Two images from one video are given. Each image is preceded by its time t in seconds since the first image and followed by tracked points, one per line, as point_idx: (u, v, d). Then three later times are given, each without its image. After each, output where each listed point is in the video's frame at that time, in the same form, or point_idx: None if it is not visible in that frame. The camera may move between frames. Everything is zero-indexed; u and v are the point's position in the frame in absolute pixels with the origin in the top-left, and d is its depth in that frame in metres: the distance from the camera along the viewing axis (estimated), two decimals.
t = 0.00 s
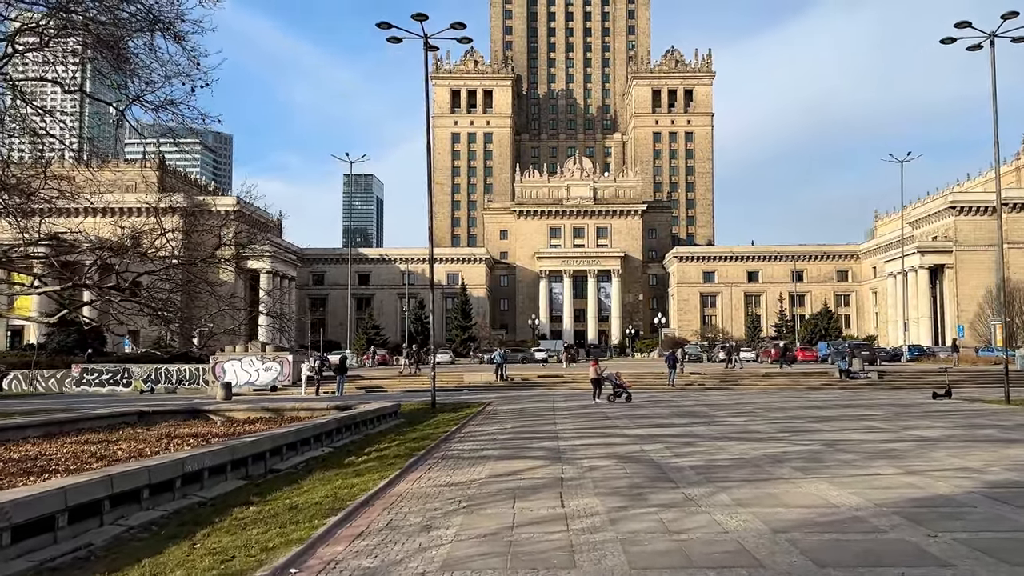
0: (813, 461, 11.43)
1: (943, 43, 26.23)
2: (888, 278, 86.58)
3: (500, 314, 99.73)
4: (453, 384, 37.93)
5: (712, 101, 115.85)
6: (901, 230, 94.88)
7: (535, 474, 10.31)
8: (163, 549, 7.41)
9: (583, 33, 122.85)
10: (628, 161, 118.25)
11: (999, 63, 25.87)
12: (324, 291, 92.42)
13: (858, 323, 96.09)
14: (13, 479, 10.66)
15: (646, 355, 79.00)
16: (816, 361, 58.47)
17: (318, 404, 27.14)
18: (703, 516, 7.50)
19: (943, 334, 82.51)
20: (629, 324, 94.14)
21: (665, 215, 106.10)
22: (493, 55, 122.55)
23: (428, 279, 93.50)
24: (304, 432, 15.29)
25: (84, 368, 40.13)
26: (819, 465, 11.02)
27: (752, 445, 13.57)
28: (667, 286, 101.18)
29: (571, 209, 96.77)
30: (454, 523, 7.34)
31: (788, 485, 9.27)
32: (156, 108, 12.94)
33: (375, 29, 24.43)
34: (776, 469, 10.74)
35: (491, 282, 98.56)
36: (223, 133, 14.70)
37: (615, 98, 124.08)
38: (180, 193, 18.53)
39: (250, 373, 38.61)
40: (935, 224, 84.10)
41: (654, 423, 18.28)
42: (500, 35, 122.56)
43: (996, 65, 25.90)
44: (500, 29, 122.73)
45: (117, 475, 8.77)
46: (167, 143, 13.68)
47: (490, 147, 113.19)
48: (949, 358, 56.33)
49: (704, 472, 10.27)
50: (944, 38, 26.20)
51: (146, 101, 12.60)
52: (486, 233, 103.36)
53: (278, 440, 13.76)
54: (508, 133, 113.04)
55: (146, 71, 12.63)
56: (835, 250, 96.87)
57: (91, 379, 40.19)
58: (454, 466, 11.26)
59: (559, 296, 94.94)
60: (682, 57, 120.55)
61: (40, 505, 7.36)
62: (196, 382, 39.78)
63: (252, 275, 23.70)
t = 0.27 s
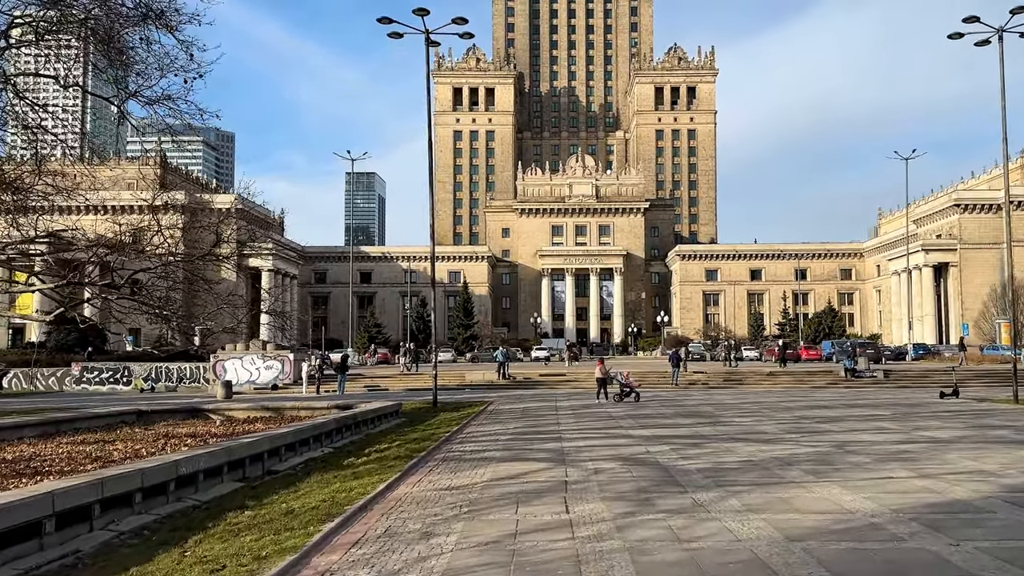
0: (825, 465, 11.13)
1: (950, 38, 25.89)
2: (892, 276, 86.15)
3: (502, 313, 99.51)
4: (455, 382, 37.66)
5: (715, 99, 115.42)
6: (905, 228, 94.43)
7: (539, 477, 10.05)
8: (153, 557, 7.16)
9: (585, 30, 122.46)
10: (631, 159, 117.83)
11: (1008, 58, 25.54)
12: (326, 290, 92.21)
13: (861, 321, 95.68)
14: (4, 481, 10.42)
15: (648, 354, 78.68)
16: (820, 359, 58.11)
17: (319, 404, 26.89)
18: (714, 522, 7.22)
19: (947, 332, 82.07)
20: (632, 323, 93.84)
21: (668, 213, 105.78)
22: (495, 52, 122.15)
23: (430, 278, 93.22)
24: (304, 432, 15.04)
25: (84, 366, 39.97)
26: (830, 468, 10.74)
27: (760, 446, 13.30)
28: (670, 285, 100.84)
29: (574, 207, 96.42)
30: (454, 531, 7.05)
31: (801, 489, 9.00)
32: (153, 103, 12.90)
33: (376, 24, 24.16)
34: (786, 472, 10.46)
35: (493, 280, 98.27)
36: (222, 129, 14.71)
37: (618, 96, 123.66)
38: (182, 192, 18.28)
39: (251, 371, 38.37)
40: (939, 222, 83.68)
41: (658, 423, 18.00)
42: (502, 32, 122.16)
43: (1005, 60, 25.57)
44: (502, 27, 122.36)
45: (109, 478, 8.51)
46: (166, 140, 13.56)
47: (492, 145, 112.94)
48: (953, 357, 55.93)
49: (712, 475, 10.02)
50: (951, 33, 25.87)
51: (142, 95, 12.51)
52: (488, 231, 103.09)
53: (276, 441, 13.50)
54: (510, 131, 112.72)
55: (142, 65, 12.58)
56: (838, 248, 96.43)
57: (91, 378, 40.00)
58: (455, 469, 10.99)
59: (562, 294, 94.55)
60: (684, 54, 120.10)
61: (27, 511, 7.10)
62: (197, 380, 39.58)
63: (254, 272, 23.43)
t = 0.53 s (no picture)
0: (835, 464, 10.84)
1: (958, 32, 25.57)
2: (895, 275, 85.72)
3: (504, 311, 99.23)
4: (456, 380, 37.38)
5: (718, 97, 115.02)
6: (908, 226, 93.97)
7: (541, 476, 9.78)
8: (139, 560, 6.91)
9: (587, 28, 122.10)
10: (633, 157, 117.40)
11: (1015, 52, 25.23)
12: (328, 288, 91.94)
13: (864, 320, 95.26)
14: None
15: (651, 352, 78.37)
16: (824, 358, 57.76)
17: (319, 402, 26.63)
18: (724, 524, 6.93)
19: (951, 331, 81.63)
20: (634, 321, 93.51)
21: (671, 211, 105.42)
22: (497, 50, 121.74)
23: (432, 276, 92.93)
24: (302, 430, 14.77)
25: (83, 364, 39.73)
26: (841, 467, 10.44)
27: (768, 444, 12.99)
28: (673, 283, 100.46)
29: (576, 205, 96.06)
30: (451, 533, 6.75)
31: (812, 489, 8.71)
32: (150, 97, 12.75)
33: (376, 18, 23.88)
34: (795, 471, 10.17)
35: (495, 279, 98.03)
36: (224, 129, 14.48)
37: (620, 94, 123.33)
38: (181, 189, 18.04)
39: (251, 369, 38.11)
40: (943, 220, 83.29)
41: (662, 421, 17.71)
42: (505, 30, 121.77)
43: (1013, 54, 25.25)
44: (505, 25, 121.92)
45: (96, 478, 8.25)
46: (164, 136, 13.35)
47: (494, 143, 112.65)
48: (958, 355, 55.56)
49: (720, 474, 9.73)
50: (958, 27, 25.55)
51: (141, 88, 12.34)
52: (490, 229, 102.83)
53: (273, 439, 13.24)
54: (512, 129, 112.41)
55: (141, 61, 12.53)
56: (841, 246, 96.00)
57: (91, 375, 39.77)
58: (455, 468, 10.70)
59: (564, 293, 94.11)
60: (687, 52, 119.67)
61: (11, 511, 6.84)
62: (197, 378, 39.36)
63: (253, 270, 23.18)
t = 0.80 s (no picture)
0: (846, 468, 10.55)
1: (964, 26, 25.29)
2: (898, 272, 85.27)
3: (505, 309, 98.96)
4: (458, 379, 37.11)
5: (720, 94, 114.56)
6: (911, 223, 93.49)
7: (544, 481, 9.51)
8: (124, 572, 6.67)
9: (589, 25, 121.62)
10: (635, 154, 116.97)
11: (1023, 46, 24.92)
12: (329, 286, 91.61)
13: (867, 317, 94.89)
14: None
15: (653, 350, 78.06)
16: (827, 356, 57.40)
17: (320, 400, 26.37)
18: (734, 535, 6.63)
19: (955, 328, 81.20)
20: (636, 319, 93.20)
21: (673, 209, 105.03)
22: (498, 47, 121.25)
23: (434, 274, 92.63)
24: (299, 432, 14.51)
25: (82, 363, 39.50)
26: (853, 473, 10.16)
27: (775, 447, 12.70)
28: (675, 280, 100.12)
29: (577, 203, 95.68)
30: (450, 544, 6.48)
31: (825, 496, 8.42)
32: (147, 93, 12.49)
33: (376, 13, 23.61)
34: (806, 476, 9.88)
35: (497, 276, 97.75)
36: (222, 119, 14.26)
37: (622, 91, 122.88)
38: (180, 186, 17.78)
39: (251, 368, 37.84)
40: (946, 218, 82.83)
41: (667, 422, 17.43)
42: (506, 27, 121.23)
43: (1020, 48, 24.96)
44: (506, 21, 121.41)
45: (84, 484, 7.99)
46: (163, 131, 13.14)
47: (495, 141, 112.20)
48: (963, 353, 55.19)
49: (728, 480, 9.44)
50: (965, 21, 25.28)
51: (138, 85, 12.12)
52: (491, 227, 102.49)
53: (270, 442, 12.97)
54: (513, 126, 111.98)
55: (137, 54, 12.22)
56: (844, 244, 95.59)
57: (90, 374, 39.54)
58: (454, 472, 10.43)
59: (565, 291, 93.67)
60: (689, 49, 119.20)
61: None
62: (196, 377, 39.15)
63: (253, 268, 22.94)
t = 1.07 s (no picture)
0: (860, 466, 10.26)
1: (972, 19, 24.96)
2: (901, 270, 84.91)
3: (506, 307, 98.70)
4: (459, 377, 36.80)
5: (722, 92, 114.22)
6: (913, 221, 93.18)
7: (549, 479, 9.22)
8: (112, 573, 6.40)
9: (590, 23, 121.29)
10: (636, 152, 116.64)
11: None
12: (330, 284, 91.30)
13: (869, 315, 94.60)
14: None
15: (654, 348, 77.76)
16: (830, 354, 57.06)
17: (319, 398, 26.05)
18: (749, 536, 6.35)
19: (957, 326, 80.91)
20: (638, 317, 92.88)
21: (674, 207, 104.64)
22: (499, 45, 120.85)
23: (434, 272, 92.38)
24: (298, 429, 14.21)
25: (81, 360, 39.21)
26: (867, 471, 9.86)
27: (785, 444, 12.39)
28: (676, 278, 99.79)
29: (579, 200, 95.35)
30: (452, 546, 6.18)
31: (841, 496, 8.13)
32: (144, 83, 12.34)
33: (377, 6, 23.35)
34: (819, 475, 9.58)
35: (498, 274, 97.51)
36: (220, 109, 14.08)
37: (623, 89, 122.54)
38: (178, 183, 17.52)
39: (250, 365, 37.54)
40: (949, 215, 82.51)
41: (672, 419, 17.13)
42: (507, 25, 120.84)
43: None
44: (507, 19, 121.05)
45: (72, 483, 7.71)
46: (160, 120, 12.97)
47: (497, 138, 111.86)
48: (966, 350, 54.89)
49: (739, 478, 9.15)
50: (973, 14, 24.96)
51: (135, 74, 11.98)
52: (492, 225, 102.17)
53: (268, 439, 12.68)
54: (514, 124, 111.67)
55: (135, 45, 12.26)
56: (845, 242, 95.28)
57: (88, 371, 39.25)
58: (456, 471, 10.16)
59: (567, 289, 93.08)
60: (691, 46, 118.85)
61: None
62: (196, 374, 38.86)
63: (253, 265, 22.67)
